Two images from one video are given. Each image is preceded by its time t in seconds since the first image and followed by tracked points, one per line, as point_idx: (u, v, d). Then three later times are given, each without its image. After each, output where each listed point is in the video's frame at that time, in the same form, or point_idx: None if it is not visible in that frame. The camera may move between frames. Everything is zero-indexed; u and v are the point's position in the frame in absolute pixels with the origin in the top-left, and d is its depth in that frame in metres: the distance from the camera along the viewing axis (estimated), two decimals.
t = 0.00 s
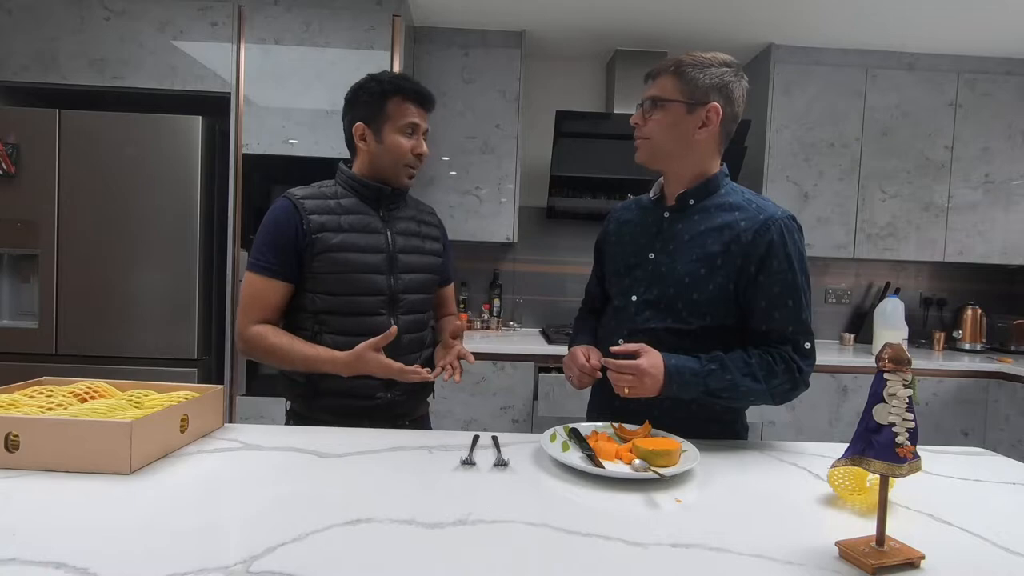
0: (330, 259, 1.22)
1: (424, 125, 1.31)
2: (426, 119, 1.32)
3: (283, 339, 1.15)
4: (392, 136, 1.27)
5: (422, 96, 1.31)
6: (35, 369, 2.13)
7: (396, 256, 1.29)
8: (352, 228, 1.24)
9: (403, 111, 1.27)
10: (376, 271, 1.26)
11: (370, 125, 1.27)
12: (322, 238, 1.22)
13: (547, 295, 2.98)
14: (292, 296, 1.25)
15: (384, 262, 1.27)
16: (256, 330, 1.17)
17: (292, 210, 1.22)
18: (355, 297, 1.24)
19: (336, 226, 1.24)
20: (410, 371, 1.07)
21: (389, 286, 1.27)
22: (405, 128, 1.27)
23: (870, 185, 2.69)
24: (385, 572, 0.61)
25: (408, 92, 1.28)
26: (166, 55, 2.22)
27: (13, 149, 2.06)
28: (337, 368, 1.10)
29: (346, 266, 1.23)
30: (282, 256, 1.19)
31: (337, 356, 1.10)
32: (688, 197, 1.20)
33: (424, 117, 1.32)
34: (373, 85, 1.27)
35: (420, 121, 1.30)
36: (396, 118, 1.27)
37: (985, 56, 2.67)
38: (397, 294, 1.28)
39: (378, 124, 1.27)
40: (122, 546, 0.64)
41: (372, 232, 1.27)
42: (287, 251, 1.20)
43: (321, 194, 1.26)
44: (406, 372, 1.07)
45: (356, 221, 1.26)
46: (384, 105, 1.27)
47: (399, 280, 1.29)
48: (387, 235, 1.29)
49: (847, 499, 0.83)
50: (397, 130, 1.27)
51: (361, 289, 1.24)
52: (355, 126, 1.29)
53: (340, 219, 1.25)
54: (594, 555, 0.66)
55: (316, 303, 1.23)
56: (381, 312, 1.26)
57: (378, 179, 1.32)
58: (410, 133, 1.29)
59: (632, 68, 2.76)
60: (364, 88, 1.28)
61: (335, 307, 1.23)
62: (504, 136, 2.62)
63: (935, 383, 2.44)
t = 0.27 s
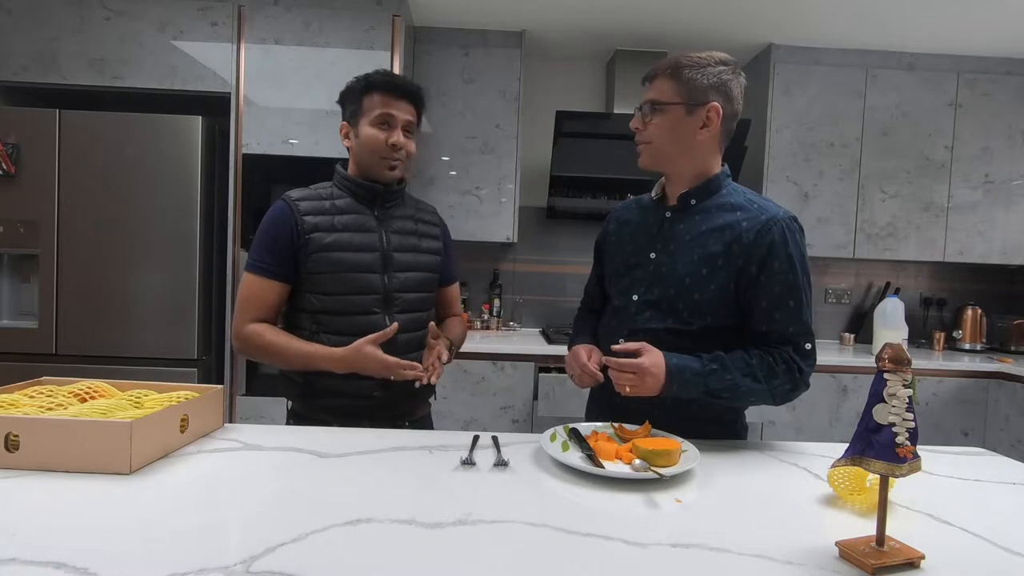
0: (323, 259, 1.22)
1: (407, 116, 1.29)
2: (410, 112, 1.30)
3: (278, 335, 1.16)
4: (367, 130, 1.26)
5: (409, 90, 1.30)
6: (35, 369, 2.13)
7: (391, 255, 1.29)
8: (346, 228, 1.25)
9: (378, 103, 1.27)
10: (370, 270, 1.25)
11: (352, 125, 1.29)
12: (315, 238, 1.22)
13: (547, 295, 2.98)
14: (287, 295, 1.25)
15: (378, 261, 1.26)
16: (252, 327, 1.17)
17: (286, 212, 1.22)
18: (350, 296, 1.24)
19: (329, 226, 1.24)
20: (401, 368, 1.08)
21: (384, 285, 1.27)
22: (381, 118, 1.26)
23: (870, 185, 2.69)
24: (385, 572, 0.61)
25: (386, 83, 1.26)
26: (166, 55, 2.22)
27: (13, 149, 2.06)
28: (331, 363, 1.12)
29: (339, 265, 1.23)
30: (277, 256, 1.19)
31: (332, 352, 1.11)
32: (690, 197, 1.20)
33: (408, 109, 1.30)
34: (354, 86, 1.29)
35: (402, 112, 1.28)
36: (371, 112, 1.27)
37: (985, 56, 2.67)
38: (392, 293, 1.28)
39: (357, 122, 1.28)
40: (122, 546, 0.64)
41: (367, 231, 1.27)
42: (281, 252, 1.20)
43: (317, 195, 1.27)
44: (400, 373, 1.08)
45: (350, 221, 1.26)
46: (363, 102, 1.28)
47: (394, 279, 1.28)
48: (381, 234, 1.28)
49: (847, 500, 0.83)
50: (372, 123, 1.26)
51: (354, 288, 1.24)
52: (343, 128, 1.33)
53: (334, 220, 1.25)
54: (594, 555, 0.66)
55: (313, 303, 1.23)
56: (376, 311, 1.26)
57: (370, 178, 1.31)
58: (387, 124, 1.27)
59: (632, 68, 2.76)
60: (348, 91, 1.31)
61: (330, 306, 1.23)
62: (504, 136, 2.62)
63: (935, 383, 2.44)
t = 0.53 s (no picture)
0: (315, 258, 1.23)
1: (394, 114, 1.29)
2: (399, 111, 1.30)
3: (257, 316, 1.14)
4: (352, 128, 1.27)
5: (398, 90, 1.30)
6: (35, 369, 2.13)
7: (383, 251, 1.28)
8: (337, 228, 1.25)
9: (363, 104, 1.28)
10: (363, 267, 1.26)
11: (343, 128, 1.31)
12: (307, 238, 1.23)
13: (547, 295, 2.98)
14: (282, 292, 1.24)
15: (370, 258, 1.26)
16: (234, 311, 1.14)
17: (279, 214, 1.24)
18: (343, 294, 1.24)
19: (322, 227, 1.25)
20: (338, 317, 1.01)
21: (376, 281, 1.26)
22: (366, 118, 1.27)
23: (870, 185, 2.69)
24: (384, 572, 0.61)
25: (371, 84, 1.27)
26: (166, 55, 2.22)
27: (13, 149, 2.06)
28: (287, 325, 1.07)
29: (332, 263, 1.24)
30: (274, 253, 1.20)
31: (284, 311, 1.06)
32: (689, 197, 1.20)
33: (394, 108, 1.30)
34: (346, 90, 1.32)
35: (388, 110, 1.28)
36: (358, 111, 1.28)
37: (985, 56, 2.67)
38: (386, 288, 1.27)
39: (345, 122, 1.30)
40: (122, 546, 0.64)
41: (358, 229, 1.27)
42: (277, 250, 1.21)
43: (311, 200, 1.28)
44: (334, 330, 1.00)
45: (342, 221, 1.27)
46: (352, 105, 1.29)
47: (387, 275, 1.28)
48: (374, 232, 1.28)
49: (847, 500, 0.83)
50: (357, 122, 1.27)
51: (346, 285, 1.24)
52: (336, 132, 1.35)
53: (326, 220, 1.26)
54: (594, 555, 0.66)
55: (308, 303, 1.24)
56: (369, 307, 1.25)
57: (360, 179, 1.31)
58: (373, 122, 1.27)
59: (632, 68, 2.76)
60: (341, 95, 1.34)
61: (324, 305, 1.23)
62: (505, 136, 2.62)
63: (935, 383, 2.44)
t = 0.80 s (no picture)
0: (313, 259, 1.25)
1: (391, 108, 1.30)
2: (395, 105, 1.31)
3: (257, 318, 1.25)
4: (351, 125, 1.27)
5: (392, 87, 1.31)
6: (35, 369, 2.13)
7: (382, 250, 1.28)
8: (336, 228, 1.27)
9: (361, 102, 1.28)
10: (360, 267, 1.26)
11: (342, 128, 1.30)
12: (306, 240, 1.25)
13: (547, 296, 2.98)
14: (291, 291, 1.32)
15: (368, 258, 1.27)
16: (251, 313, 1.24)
17: (282, 219, 1.28)
18: (340, 293, 1.24)
19: (321, 227, 1.27)
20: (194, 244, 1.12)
21: (374, 280, 1.26)
22: (365, 114, 1.27)
23: (870, 185, 2.69)
24: (385, 572, 0.61)
25: (366, 82, 1.28)
26: (166, 55, 2.22)
27: (13, 149, 2.06)
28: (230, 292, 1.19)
29: (330, 263, 1.25)
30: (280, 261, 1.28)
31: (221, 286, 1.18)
32: (688, 197, 1.20)
33: (390, 102, 1.30)
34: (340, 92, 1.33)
35: (385, 104, 1.29)
36: (354, 109, 1.28)
37: (985, 56, 2.67)
38: (383, 288, 1.27)
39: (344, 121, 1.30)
40: (122, 546, 0.64)
41: (357, 229, 1.28)
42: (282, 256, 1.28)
43: (313, 202, 1.31)
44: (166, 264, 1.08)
45: (340, 221, 1.28)
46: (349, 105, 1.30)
47: (385, 274, 1.27)
48: (372, 231, 1.29)
49: (847, 500, 0.83)
50: (356, 119, 1.27)
51: (344, 284, 1.25)
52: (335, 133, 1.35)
53: (326, 221, 1.27)
54: (594, 555, 0.66)
55: (308, 302, 1.26)
56: (367, 306, 1.25)
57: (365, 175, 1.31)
58: (371, 117, 1.27)
59: (632, 68, 2.76)
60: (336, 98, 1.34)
61: (322, 304, 1.24)
62: (505, 136, 2.61)
63: (935, 383, 2.43)
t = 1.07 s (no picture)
0: (313, 258, 1.25)
1: (404, 113, 1.31)
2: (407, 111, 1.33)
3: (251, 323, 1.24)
4: (365, 128, 1.28)
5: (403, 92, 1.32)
6: (35, 369, 2.13)
7: (382, 251, 1.28)
8: (337, 228, 1.27)
9: (375, 104, 1.29)
10: (359, 267, 1.26)
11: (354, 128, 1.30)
12: (307, 239, 1.25)
13: (547, 296, 2.98)
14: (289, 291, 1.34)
15: (367, 258, 1.27)
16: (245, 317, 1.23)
17: (286, 220, 1.28)
18: (339, 293, 1.25)
19: (322, 227, 1.27)
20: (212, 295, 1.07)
21: (373, 281, 1.26)
22: (379, 117, 1.28)
23: (870, 185, 2.69)
24: (384, 572, 0.61)
25: (381, 85, 1.29)
26: (166, 55, 2.22)
27: (13, 149, 2.06)
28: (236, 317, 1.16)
29: (329, 263, 1.25)
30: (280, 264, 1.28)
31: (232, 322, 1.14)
32: (688, 197, 1.20)
33: (402, 108, 1.32)
34: (350, 91, 1.32)
35: (399, 110, 1.31)
36: (368, 111, 1.29)
37: (985, 56, 2.67)
38: (381, 288, 1.27)
39: (355, 122, 1.30)
40: (122, 546, 0.64)
41: (357, 229, 1.28)
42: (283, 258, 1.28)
43: (316, 200, 1.31)
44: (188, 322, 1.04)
45: (342, 221, 1.28)
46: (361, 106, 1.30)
47: (384, 275, 1.27)
48: (372, 231, 1.29)
49: (847, 500, 0.83)
50: (370, 121, 1.28)
51: (343, 284, 1.25)
52: (341, 132, 1.34)
53: (327, 220, 1.28)
54: (594, 555, 0.66)
55: (307, 301, 1.26)
56: (365, 307, 1.26)
57: (373, 177, 1.32)
58: (386, 121, 1.28)
59: (632, 67, 2.76)
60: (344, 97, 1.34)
61: (322, 304, 1.25)
62: (505, 136, 2.62)
63: (935, 383, 2.43)
